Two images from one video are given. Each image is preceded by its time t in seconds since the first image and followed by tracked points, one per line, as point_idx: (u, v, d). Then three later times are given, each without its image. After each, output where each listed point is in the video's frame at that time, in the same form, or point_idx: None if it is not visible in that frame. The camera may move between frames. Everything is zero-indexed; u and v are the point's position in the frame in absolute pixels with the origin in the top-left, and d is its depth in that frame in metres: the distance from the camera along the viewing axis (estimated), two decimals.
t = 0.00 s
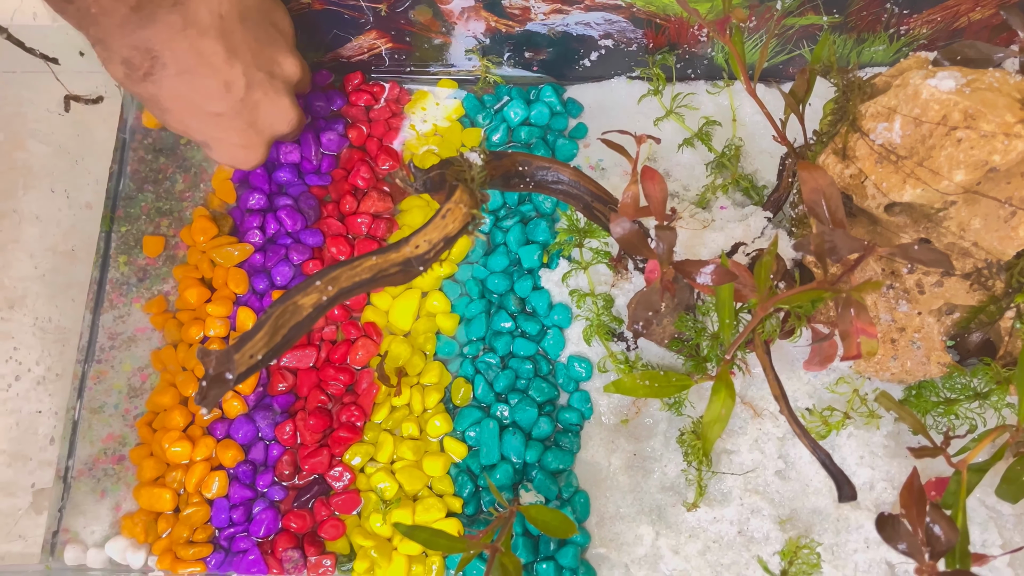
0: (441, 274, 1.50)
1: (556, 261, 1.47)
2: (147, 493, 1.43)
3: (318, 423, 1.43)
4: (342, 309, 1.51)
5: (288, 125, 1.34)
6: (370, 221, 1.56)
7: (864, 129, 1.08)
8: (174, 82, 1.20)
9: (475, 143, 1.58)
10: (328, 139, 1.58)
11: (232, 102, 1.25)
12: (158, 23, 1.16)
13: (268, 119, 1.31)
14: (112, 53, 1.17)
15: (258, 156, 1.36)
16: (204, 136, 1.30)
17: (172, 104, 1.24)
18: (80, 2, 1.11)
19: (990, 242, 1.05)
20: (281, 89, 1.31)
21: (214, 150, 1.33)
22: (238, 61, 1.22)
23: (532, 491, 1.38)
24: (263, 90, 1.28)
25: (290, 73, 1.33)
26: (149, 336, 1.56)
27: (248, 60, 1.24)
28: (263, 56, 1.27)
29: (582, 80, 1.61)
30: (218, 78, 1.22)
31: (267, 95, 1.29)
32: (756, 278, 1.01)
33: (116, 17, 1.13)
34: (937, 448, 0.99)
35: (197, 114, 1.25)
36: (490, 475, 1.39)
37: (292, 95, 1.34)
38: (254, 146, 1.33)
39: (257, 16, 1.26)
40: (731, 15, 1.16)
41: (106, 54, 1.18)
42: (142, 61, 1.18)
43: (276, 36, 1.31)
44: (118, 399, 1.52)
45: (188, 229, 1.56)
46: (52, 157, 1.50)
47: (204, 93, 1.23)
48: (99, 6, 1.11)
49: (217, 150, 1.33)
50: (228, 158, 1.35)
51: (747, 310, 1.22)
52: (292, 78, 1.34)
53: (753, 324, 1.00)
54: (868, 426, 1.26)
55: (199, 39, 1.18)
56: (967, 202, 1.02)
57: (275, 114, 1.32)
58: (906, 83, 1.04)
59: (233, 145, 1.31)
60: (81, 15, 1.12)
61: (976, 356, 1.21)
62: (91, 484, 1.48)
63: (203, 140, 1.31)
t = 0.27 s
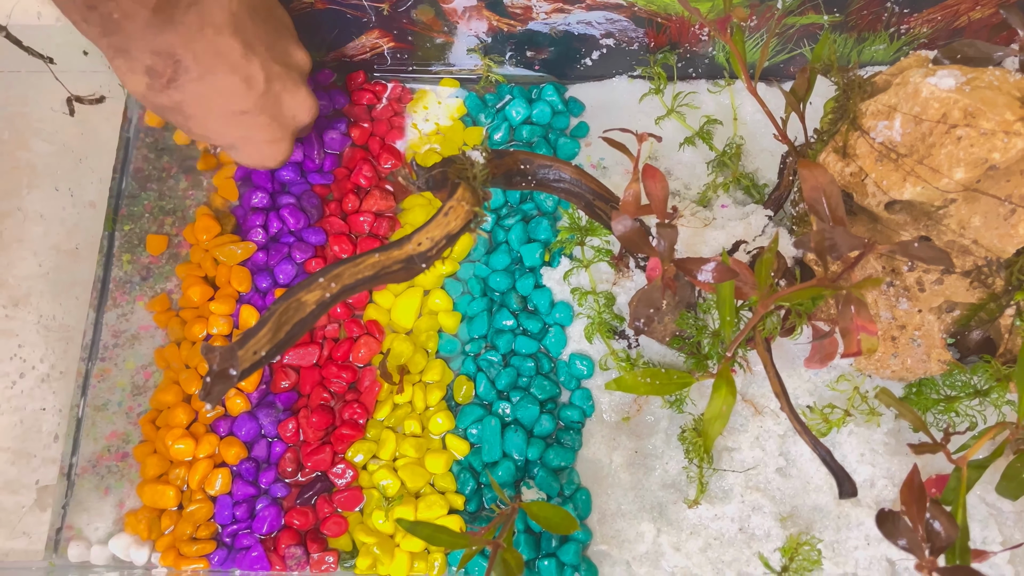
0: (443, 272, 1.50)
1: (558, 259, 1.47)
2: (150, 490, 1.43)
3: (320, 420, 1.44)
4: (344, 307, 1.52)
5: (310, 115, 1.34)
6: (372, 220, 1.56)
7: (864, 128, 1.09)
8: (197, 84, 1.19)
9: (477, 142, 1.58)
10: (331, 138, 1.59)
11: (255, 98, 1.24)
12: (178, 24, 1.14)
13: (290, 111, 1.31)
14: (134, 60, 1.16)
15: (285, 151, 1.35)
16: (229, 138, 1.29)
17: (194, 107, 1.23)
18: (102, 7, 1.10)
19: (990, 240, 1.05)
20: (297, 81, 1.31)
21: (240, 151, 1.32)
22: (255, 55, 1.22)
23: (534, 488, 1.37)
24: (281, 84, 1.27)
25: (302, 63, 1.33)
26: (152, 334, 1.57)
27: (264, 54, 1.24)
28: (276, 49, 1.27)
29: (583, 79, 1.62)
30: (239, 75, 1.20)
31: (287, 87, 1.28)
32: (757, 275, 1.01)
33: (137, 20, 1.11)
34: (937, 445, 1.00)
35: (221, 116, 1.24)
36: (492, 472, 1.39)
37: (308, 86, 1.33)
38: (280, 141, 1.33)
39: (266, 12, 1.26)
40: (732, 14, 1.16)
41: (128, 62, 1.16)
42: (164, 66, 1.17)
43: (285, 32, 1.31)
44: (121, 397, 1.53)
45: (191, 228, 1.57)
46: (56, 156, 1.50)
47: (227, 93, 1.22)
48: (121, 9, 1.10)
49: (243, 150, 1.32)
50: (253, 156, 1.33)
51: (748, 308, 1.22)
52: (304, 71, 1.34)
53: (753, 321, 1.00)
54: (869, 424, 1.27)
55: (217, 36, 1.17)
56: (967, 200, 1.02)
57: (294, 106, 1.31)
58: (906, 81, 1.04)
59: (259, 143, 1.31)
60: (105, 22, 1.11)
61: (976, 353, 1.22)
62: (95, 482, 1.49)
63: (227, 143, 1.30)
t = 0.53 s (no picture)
0: (443, 271, 1.50)
1: (558, 259, 1.47)
2: (150, 489, 1.43)
3: (320, 420, 1.44)
4: (344, 307, 1.52)
5: (308, 126, 1.34)
6: (372, 219, 1.56)
7: (864, 127, 1.08)
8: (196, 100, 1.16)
9: (477, 141, 1.58)
10: (331, 138, 1.58)
11: (255, 111, 1.22)
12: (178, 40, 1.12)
13: (289, 124, 1.30)
14: (133, 78, 1.12)
15: (286, 165, 1.34)
16: (231, 154, 1.27)
17: (193, 125, 1.20)
18: (101, 23, 1.04)
19: (990, 239, 1.05)
20: (292, 94, 1.31)
21: (242, 166, 1.31)
22: (251, 68, 1.21)
23: (534, 488, 1.38)
24: (279, 96, 1.27)
25: (297, 78, 1.34)
26: (153, 333, 1.56)
27: (260, 68, 1.24)
28: (270, 65, 1.28)
29: (583, 79, 1.62)
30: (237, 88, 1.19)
31: (285, 99, 1.28)
32: (757, 274, 1.01)
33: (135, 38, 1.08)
34: (937, 445, 1.00)
35: (221, 134, 1.22)
36: (492, 472, 1.39)
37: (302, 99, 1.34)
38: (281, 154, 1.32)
39: (257, 28, 1.27)
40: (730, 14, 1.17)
41: (127, 80, 1.13)
42: (163, 83, 1.14)
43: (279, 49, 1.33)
44: (121, 396, 1.53)
45: (190, 227, 1.56)
46: (56, 155, 1.52)
47: (226, 108, 1.19)
48: (120, 26, 1.06)
49: (244, 165, 1.30)
50: (254, 170, 1.32)
51: (748, 307, 1.22)
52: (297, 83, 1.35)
53: (753, 320, 1.00)
54: (869, 424, 1.27)
55: (214, 50, 1.16)
56: (967, 199, 1.02)
57: (292, 120, 1.31)
58: (906, 80, 1.05)
59: (260, 157, 1.29)
60: (105, 39, 1.06)
61: (976, 353, 1.21)
62: (95, 481, 1.48)
63: (228, 160, 1.28)
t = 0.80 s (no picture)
0: (443, 274, 1.50)
1: (557, 261, 1.47)
2: (148, 492, 1.43)
3: (319, 423, 1.43)
4: (343, 310, 1.51)
5: (310, 128, 1.31)
6: (371, 222, 1.56)
7: (864, 129, 1.08)
8: (193, 96, 1.16)
9: (476, 143, 1.59)
10: (330, 139, 1.58)
11: (253, 109, 1.22)
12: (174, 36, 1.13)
13: (289, 125, 1.28)
14: (128, 75, 1.13)
15: (287, 164, 1.33)
16: (229, 153, 1.26)
17: (190, 122, 1.19)
18: (96, 19, 1.07)
19: (990, 241, 1.05)
20: (295, 94, 1.29)
21: (242, 166, 1.29)
22: (250, 67, 1.21)
23: (533, 491, 1.38)
24: (279, 94, 1.26)
25: (301, 78, 1.32)
26: (151, 336, 1.56)
27: (261, 67, 1.23)
28: (272, 63, 1.26)
29: (582, 81, 1.61)
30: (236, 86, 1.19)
31: (284, 99, 1.27)
32: (757, 276, 1.00)
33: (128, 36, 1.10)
34: (937, 448, 0.99)
35: (218, 132, 1.21)
36: (491, 475, 1.39)
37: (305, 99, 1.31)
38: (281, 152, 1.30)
39: (259, 26, 1.26)
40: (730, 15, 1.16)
41: (124, 75, 1.14)
42: (159, 80, 1.15)
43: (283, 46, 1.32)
44: (120, 399, 1.52)
45: (189, 229, 1.56)
46: (55, 157, 1.52)
47: (223, 104, 1.19)
48: (115, 22, 1.08)
49: (243, 166, 1.29)
50: (252, 170, 1.30)
51: (747, 310, 1.22)
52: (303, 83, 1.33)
53: (753, 323, 1.00)
54: (869, 426, 1.26)
55: (212, 48, 1.16)
56: (967, 201, 1.02)
57: (292, 118, 1.28)
58: (906, 82, 1.04)
59: (258, 156, 1.28)
60: (99, 36, 1.09)
61: (976, 355, 1.21)
62: (93, 484, 1.48)
63: (228, 159, 1.27)
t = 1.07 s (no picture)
0: (443, 275, 1.50)
1: (558, 262, 1.47)
2: (148, 495, 1.42)
3: (320, 424, 1.43)
4: (344, 311, 1.51)
5: (294, 145, 1.26)
6: (372, 222, 1.56)
7: (866, 129, 1.08)
8: (175, 103, 1.14)
9: (477, 144, 1.58)
10: (330, 140, 1.58)
11: (236, 121, 1.18)
12: (162, 40, 1.13)
13: (272, 139, 1.23)
14: (108, 78, 1.12)
15: (267, 180, 1.25)
16: (207, 163, 1.20)
17: (169, 130, 1.16)
18: (77, 23, 1.07)
19: (993, 241, 1.05)
20: (280, 109, 1.25)
21: (220, 179, 1.22)
22: (234, 77, 1.18)
23: (534, 493, 1.38)
24: (263, 108, 1.22)
25: (289, 95, 1.29)
26: (151, 338, 1.55)
27: (246, 79, 1.21)
28: (259, 77, 1.24)
29: (583, 81, 1.61)
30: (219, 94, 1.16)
31: (269, 113, 1.23)
32: (759, 278, 1.00)
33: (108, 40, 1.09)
34: (941, 449, 0.99)
35: (197, 141, 1.17)
36: (492, 476, 1.39)
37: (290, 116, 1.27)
38: (263, 170, 1.23)
39: (250, 41, 1.26)
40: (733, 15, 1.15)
41: (104, 80, 1.12)
42: (139, 85, 1.13)
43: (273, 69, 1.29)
44: (120, 401, 1.52)
45: (189, 230, 1.55)
46: (55, 158, 1.54)
47: (204, 114, 1.16)
48: (96, 26, 1.08)
49: (222, 178, 1.22)
50: (229, 184, 1.23)
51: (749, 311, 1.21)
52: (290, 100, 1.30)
53: (755, 324, 0.99)
54: (871, 427, 1.26)
55: (197, 56, 1.15)
56: (970, 202, 1.02)
57: (273, 133, 1.23)
58: (908, 82, 1.04)
59: (238, 170, 1.21)
60: (80, 39, 1.08)
61: (978, 356, 1.21)
62: (93, 486, 1.47)
63: (206, 171, 1.21)
